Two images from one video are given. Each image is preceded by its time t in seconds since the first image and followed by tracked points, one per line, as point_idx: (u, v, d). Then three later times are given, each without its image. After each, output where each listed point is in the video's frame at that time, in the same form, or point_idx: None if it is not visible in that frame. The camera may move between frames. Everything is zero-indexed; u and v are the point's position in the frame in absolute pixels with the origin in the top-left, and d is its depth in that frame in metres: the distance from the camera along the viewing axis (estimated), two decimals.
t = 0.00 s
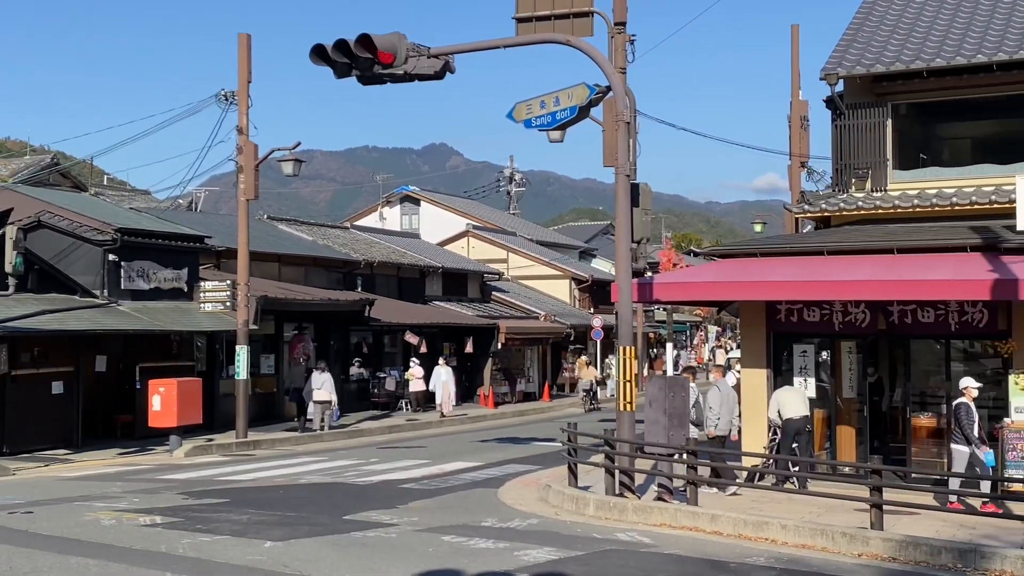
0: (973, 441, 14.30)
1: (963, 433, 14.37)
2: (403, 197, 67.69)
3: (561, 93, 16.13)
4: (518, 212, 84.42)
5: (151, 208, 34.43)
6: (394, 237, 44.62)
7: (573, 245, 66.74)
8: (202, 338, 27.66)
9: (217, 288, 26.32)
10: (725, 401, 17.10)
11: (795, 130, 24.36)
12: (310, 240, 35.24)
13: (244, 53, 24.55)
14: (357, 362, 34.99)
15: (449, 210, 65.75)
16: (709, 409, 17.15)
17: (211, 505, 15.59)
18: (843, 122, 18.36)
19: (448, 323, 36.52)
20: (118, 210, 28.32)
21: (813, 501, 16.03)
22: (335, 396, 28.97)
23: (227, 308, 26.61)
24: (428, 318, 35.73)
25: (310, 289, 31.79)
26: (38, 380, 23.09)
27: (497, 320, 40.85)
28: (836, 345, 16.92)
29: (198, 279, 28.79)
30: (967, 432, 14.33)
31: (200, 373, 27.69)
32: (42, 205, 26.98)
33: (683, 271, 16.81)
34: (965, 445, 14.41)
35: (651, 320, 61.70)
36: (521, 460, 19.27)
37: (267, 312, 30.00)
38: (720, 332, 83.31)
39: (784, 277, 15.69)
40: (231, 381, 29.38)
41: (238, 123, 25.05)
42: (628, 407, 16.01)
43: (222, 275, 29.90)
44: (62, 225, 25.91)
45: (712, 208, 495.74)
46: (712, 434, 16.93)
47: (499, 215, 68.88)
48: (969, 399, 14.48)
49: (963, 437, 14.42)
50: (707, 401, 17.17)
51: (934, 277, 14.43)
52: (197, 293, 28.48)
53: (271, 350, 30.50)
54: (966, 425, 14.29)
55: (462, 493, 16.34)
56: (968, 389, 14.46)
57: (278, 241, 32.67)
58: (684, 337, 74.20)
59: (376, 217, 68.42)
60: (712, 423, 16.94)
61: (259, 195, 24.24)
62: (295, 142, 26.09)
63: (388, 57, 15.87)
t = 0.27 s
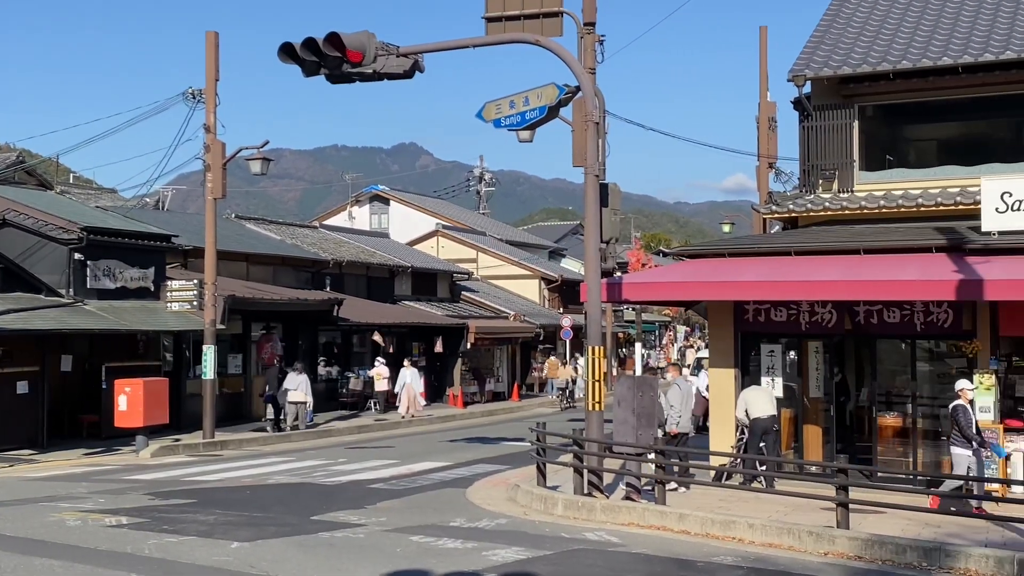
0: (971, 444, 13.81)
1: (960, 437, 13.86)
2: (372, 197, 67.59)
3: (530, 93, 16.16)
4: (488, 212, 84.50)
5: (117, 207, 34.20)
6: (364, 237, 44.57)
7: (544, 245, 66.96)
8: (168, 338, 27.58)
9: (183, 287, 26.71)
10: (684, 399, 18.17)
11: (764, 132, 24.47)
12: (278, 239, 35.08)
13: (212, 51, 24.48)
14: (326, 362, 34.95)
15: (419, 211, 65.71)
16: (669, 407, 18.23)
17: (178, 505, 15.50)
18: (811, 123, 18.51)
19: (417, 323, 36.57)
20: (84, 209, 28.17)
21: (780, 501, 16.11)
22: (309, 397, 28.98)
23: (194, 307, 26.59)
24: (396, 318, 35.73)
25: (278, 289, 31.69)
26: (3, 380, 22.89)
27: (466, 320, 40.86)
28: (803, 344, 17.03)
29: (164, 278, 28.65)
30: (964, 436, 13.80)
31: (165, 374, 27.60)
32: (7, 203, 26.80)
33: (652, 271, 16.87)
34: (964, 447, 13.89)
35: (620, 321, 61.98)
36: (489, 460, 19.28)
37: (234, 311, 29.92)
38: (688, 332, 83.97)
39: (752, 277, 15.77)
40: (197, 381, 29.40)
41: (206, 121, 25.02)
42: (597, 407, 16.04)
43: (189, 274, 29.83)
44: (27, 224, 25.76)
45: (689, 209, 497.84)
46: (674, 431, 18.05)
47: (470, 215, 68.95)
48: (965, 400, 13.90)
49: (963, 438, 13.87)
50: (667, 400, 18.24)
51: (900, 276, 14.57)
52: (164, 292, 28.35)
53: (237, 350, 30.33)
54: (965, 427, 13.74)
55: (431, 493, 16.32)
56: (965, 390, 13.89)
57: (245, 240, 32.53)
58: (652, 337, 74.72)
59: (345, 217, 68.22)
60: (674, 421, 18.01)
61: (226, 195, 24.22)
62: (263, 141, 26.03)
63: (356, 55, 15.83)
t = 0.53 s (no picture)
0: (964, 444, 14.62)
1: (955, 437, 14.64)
2: (342, 196, 67.39)
3: (500, 93, 16.16)
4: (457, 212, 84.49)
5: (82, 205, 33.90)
6: (332, 236, 44.44)
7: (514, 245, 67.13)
8: (135, 338, 27.48)
9: (149, 285, 26.56)
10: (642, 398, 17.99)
11: (732, 134, 24.61)
12: (246, 239, 34.88)
13: (179, 49, 24.39)
14: (295, 362, 34.85)
15: (388, 211, 65.58)
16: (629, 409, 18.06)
17: (143, 506, 15.39)
18: (778, 125, 18.67)
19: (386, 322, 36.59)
20: (50, 207, 27.93)
21: (748, 500, 16.19)
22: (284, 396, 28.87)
23: (160, 306, 26.45)
24: (365, 318, 35.66)
25: (246, 288, 31.57)
26: None
27: (436, 320, 40.89)
28: (771, 344, 17.14)
29: (130, 278, 28.46)
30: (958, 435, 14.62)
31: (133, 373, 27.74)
32: None
33: (622, 272, 16.91)
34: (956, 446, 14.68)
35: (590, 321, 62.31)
36: (458, 460, 19.26)
37: (201, 312, 29.82)
38: (656, 332, 84.52)
39: (720, 278, 15.82)
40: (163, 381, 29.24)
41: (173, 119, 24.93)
42: (565, 407, 16.03)
43: (156, 273, 29.72)
44: None
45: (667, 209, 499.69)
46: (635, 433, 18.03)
47: (439, 215, 68.93)
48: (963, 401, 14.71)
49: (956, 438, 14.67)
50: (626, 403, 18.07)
51: (866, 277, 14.67)
52: (130, 291, 28.20)
53: (205, 350, 30.21)
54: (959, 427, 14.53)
55: (399, 494, 16.29)
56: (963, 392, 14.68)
57: (213, 239, 32.35)
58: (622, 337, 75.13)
59: (313, 216, 67.93)
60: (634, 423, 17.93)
61: (193, 194, 24.14)
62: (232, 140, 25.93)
63: (326, 55, 15.75)
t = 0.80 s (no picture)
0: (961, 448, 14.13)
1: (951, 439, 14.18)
2: (312, 196, 67.19)
3: (470, 93, 16.20)
4: (428, 212, 84.42)
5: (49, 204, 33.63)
6: (302, 236, 44.31)
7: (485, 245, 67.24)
8: (102, 338, 27.33)
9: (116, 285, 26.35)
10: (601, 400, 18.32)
11: (703, 135, 24.66)
12: (215, 239, 34.69)
13: (146, 47, 24.27)
14: (263, 363, 34.71)
15: (359, 211, 65.43)
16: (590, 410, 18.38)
17: (109, 507, 15.29)
18: (747, 127, 18.75)
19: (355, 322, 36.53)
20: (16, 206, 27.67)
21: (715, 500, 16.27)
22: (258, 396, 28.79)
23: (127, 306, 26.24)
24: (333, 318, 35.53)
25: (213, 288, 31.41)
26: None
27: (405, 321, 40.90)
28: (739, 345, 17.22)
29: (97, 277, 28.23)
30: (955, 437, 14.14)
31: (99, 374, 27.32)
32: None
33: (591, 272, 16.97)
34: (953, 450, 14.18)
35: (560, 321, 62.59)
36: (427, 461, 19.26)
37: (168, 312, 29.66)
38: (624, 332, 84.97)
39: (688, 279, 15.89)
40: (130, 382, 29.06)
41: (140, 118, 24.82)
42: (534, 407, 16.07)
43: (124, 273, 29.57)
44: None
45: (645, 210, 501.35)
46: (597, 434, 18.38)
47: (410, 215, 68.88)
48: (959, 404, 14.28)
49: (953, 442, 14.20)
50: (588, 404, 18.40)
51: (832, 279, 14.78)
52: (97, 291, 28.01)
53: (172, 350, 30.07)
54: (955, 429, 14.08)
55: (368, 495, 16.27)
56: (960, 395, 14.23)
57: (180, 239, 32.14)
58: (592, 337, 75.51)
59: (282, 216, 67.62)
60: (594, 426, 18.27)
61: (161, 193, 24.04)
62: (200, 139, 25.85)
63: (295, 55, 15.73)
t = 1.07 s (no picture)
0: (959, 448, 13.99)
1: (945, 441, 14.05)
2: (282, 195, 66.98)
3: (441, 93, 16.17)
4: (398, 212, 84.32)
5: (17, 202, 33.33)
6: (271, 235, 44.14)
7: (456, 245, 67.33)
8: (69, 336, 27.19)
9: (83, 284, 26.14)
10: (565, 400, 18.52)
11: (673, 136, 24.77)
12: (183, 238, 34.49)
13: (116, 45, 24.18)
14: (232, 362, 34.59)
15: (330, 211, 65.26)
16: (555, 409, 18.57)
17: (76, 508, 15.17)
18: (717, 129, 18.84)
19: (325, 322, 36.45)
20: None
21: (684, 500, 16.35)
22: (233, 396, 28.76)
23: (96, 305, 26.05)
24: (303, 317, 35.42)
25: (182, 287, 31.27)
26: None
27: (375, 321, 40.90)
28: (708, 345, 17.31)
29: (64, 276, 28.05)
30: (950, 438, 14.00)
31: (66, 373, 27.38)
32: None
33: (562, 272, 17.01)
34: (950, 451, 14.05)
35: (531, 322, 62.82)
36: (396, 462, 19.22)
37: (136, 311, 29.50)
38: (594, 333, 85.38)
39: (658, 280, 15.95)
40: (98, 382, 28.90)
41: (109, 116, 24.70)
42: (505, 407, 16.08)
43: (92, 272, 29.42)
44: None
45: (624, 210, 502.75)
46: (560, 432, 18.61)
47: (380, 215, 68.78)
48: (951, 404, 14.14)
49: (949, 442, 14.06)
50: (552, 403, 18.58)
51: (800, 280, 14.88)
52: (65, 289, 27.82)
53: (140, 350, 29.94)
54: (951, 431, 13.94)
55: (337, 495, 16.23)
56: (954, 395, 14.09)
57: (149, 238, 31.95)
58: (562, 338, 75.85)
59: (252, 216, 67.31)
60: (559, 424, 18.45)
61: (128, 191, 23.93)
62: (168, 138, 25.71)
63: (265, 53, 15.60)
